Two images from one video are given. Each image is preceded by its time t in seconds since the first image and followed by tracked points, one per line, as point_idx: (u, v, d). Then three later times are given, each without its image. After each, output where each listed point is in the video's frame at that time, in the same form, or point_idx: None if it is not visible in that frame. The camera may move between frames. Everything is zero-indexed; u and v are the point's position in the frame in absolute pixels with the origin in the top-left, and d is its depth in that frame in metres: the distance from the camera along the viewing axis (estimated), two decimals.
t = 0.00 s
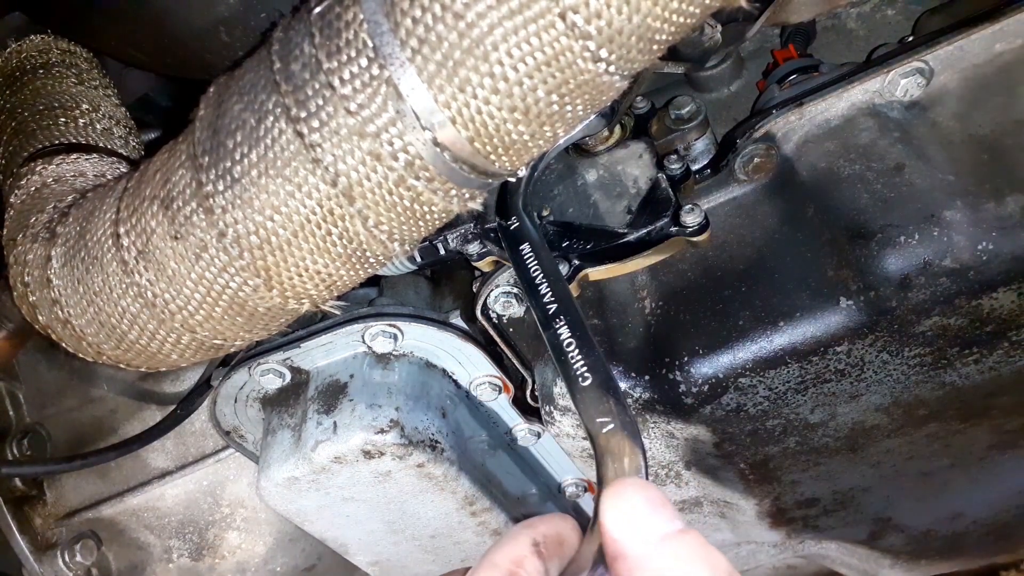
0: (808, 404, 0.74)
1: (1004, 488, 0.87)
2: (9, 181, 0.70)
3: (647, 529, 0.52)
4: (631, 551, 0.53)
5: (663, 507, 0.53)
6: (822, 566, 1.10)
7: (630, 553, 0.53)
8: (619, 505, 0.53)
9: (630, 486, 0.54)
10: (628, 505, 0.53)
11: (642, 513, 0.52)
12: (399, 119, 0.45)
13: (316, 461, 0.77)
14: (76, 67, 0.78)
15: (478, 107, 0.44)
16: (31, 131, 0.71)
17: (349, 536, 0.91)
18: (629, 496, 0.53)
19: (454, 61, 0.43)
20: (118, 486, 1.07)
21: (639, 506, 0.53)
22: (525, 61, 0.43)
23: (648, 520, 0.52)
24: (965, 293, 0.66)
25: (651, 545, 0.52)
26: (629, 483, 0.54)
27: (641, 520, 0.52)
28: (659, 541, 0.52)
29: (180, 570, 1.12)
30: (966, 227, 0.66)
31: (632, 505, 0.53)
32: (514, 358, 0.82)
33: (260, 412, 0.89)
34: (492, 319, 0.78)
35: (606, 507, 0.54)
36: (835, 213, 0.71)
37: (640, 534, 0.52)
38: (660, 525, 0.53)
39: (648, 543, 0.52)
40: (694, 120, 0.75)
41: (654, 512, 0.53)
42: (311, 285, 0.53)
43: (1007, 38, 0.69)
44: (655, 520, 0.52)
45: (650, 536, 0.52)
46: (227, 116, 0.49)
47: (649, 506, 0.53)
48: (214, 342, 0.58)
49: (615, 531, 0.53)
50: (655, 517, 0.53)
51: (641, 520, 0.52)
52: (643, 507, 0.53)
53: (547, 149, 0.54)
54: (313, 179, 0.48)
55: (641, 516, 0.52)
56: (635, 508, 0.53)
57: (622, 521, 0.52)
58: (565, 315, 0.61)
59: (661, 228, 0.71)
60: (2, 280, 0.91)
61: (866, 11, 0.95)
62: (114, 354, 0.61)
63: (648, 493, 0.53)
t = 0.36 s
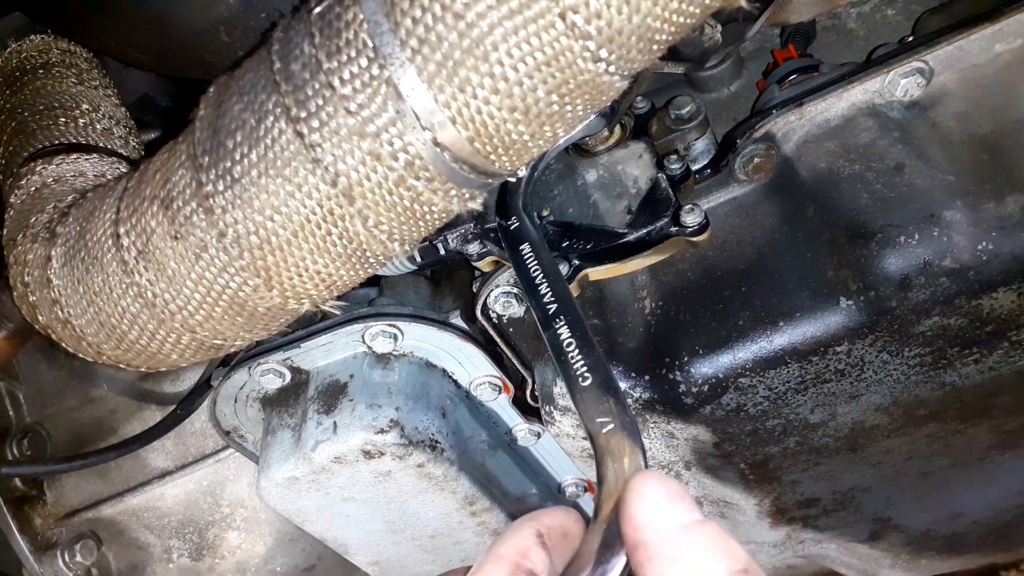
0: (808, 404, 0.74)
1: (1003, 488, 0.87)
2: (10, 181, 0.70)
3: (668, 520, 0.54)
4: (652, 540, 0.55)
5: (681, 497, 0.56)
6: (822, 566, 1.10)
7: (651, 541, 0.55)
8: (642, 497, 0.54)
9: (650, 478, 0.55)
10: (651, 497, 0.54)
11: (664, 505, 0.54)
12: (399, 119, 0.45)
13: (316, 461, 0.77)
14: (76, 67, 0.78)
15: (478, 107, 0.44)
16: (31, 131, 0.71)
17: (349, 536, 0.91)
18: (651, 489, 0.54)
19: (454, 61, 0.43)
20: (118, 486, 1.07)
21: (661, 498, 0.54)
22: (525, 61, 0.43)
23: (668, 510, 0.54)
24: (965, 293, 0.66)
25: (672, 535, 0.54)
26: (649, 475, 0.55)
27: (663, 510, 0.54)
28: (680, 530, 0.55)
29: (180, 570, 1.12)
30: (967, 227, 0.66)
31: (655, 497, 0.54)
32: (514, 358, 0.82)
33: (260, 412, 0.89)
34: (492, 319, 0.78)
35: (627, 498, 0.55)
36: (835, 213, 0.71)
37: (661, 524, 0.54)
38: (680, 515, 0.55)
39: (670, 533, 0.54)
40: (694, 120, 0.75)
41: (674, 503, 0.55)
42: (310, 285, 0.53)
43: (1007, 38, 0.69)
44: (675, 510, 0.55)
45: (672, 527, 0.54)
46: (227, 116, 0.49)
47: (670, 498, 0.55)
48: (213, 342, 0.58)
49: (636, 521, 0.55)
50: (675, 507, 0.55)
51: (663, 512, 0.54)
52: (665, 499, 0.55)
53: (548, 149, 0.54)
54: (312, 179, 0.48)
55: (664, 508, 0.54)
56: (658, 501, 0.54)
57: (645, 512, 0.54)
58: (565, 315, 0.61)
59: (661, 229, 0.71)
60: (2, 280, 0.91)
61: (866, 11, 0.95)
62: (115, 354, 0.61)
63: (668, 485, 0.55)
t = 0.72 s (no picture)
0: (808, 404, 0.74)
1: (1003, 488, 0.87)
2: (10, 181, 0.70)
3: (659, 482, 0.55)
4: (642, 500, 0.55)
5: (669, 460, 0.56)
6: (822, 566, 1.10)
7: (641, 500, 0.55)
8: (636, 460, 0.55)
9: (643, 441, 0.55)
10: (645, 460, 0.55)
11: (656, 466, 0.55)
12: (399, 119, 0.45)
13: (316, 461, 0.77)
14: (76, 67, 0.78)
15: (478, 107, 0.44)
16: (31, 131, 0.71)
17: (349, 536, 0.91)
18: (646, 452, 0.55)
19: (454, 61, 0.43)
20: (118, 486, 1.07)
21: (652, 460, 0.55)
22: (525, 61, 0.43)
23: (659, 473, 0.55)
24: (965, 293, 0.66)
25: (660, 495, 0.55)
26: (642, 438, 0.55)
27: (654, 472, 0.55)
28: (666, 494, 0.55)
29: (180, 570, 1.12)
30: (966, 227, 0.66)
31: (648, 460, 0.55)
32: (514, 358, 0.82)
33: (260, 412, 0.89)
34: (492, 319, 0.79)
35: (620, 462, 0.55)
36: (835, 213, 0.71)
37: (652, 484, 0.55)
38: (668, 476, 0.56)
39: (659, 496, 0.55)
40: (694, 120, 0.75)
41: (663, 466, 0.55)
42: (310, 285, 0.53)
43: (1007, 38, 0.69)
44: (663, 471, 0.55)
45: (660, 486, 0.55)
46: (227, 116, 0.49)
47: (661, 461, 0.55)
48: (213, 342, 0.58)
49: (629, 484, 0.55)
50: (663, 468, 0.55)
51: (654, 473, 0.55)
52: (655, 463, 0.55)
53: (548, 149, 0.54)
54: (312, 179, 0.48)
55: (655, 468, 0.55)
56: (650, 464, 0.55)
57: (638, 475, 0.55)
58: (565, 315, 0.61)
59: (661, 229, 0.71)
60: (3, 280, 0.91)
61: (866, 11, 0.95)
62: (114, 354, 0.61)
63: (660, 448, 0.55)
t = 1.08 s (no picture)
0: (808, 404, 0.74)
1: (1003, 488, 0.87)
2: (10, 181, 0.70)
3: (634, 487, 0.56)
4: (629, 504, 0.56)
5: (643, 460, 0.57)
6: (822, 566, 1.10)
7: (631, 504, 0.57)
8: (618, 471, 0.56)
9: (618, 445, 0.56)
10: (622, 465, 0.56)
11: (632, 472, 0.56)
12: (399, 119, 0.45)
13: (316, 462, 0.77)
14: (76, 67, 0.78)
15: (479, 107, 0.44)
16: (31, 131, 0.71)
17: (349, 536, 0.91)
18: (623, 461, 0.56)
19: (454, 61, 0.43)
20: (118, 486, 1.07)
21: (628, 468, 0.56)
22: (525, 61, 0.43)
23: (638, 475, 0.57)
24: (965, 293, 0.66)
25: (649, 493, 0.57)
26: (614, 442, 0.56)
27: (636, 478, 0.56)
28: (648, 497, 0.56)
29: (180, 570, 1.12)
30: (966, 227, 0.66)
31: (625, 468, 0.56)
32: (514, 358, 0.82)
33: (260, 412, 0.89)
34: (493, 319, 0.79)
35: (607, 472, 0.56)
36: (835, 212, 0.71)
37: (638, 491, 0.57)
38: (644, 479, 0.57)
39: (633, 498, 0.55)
40: (694, 120, 0.75)
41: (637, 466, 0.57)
42: (310, 285, 0.53)
43: (1007, 38, 0.69)
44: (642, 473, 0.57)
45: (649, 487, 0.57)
46: (227, 116, 0.49)
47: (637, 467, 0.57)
48: (213, 342, 0.58)
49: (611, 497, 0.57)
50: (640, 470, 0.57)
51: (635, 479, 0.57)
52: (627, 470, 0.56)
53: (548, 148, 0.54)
54: (312, 179, 0.48)
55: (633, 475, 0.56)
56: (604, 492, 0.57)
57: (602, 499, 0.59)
58: (565, 315, 0.61)
59: (662, 229, 0.71)
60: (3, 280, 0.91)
61: (867, 10, 0.95)
62: (114, 354, 0.61)
63: (616, 476, 0.56)
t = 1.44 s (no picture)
0: (808, 404, 0.74)
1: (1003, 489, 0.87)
2: (10, 181, 0.70)
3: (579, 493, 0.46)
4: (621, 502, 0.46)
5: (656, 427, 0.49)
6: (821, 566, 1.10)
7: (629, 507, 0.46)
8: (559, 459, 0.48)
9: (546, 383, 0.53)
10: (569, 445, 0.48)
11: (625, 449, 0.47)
12: (399, 119, 0.45)
13: (316, 462, 0.77)
14: (76, 67, 0.78)
15: (478, 107, 0.44)
16: (31, 131, 0.71)
17: (349, 535, 0.91)
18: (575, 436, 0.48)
19: (454, 61, 0.43)
20: (118, 486, 1.07)
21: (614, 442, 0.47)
22: (525, 61, 0.43)
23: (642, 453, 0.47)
24: (965, 293, 0.66)
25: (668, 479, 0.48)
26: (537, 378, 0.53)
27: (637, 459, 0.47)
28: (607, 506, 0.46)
29: (180, 570, 1.11)
30: (967, 227, 0.66)
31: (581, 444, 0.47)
32: (515, 358, 0.83)
33: (260, 412, 0.89)
34: (492, 319, 0.79)
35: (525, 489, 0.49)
36: (835, 212, 0.71)
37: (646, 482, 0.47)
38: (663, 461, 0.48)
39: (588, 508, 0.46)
40: (694, 121, 0.76)
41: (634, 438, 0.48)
42: (310, 285, 0.53)
43: (1008, 38, 0.70)
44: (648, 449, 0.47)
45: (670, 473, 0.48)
46: (227, 115, 0.49)
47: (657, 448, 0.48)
48: (214, 341, 0.58)
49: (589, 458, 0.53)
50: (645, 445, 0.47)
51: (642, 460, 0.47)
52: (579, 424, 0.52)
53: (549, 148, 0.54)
54: (313, 179, 0.48)
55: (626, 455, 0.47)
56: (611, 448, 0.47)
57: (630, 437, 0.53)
58: (565, 314, 0.62)
59: (661, 229, 0.71)
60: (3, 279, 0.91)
61: (867, 11, 0.95)
62: (115, 354, 0.61)
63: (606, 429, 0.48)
